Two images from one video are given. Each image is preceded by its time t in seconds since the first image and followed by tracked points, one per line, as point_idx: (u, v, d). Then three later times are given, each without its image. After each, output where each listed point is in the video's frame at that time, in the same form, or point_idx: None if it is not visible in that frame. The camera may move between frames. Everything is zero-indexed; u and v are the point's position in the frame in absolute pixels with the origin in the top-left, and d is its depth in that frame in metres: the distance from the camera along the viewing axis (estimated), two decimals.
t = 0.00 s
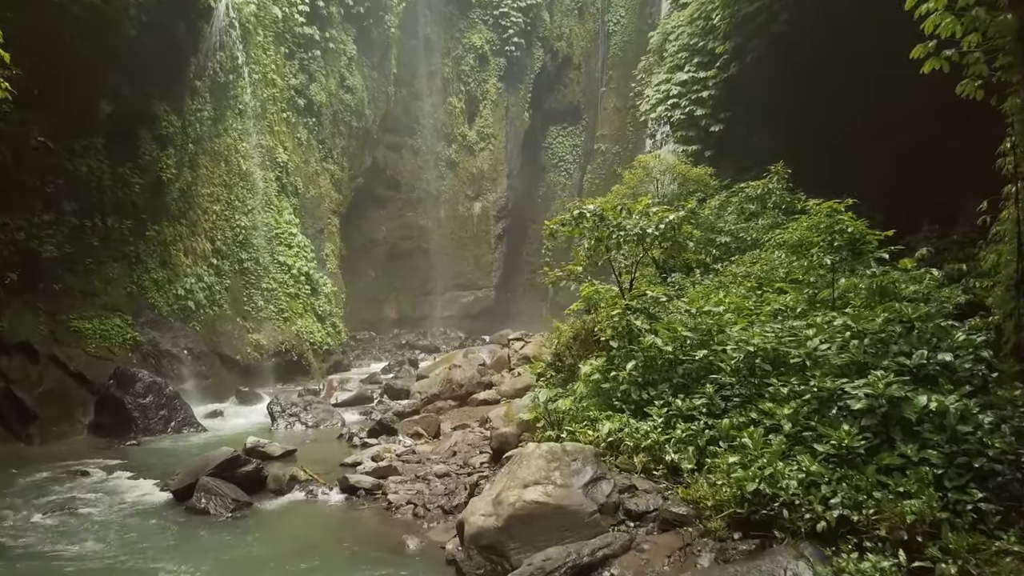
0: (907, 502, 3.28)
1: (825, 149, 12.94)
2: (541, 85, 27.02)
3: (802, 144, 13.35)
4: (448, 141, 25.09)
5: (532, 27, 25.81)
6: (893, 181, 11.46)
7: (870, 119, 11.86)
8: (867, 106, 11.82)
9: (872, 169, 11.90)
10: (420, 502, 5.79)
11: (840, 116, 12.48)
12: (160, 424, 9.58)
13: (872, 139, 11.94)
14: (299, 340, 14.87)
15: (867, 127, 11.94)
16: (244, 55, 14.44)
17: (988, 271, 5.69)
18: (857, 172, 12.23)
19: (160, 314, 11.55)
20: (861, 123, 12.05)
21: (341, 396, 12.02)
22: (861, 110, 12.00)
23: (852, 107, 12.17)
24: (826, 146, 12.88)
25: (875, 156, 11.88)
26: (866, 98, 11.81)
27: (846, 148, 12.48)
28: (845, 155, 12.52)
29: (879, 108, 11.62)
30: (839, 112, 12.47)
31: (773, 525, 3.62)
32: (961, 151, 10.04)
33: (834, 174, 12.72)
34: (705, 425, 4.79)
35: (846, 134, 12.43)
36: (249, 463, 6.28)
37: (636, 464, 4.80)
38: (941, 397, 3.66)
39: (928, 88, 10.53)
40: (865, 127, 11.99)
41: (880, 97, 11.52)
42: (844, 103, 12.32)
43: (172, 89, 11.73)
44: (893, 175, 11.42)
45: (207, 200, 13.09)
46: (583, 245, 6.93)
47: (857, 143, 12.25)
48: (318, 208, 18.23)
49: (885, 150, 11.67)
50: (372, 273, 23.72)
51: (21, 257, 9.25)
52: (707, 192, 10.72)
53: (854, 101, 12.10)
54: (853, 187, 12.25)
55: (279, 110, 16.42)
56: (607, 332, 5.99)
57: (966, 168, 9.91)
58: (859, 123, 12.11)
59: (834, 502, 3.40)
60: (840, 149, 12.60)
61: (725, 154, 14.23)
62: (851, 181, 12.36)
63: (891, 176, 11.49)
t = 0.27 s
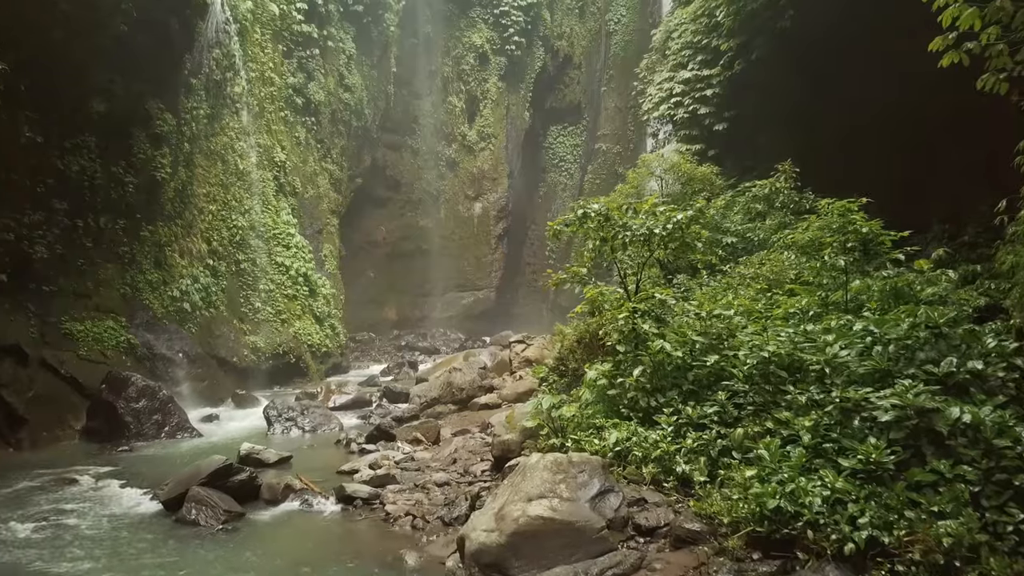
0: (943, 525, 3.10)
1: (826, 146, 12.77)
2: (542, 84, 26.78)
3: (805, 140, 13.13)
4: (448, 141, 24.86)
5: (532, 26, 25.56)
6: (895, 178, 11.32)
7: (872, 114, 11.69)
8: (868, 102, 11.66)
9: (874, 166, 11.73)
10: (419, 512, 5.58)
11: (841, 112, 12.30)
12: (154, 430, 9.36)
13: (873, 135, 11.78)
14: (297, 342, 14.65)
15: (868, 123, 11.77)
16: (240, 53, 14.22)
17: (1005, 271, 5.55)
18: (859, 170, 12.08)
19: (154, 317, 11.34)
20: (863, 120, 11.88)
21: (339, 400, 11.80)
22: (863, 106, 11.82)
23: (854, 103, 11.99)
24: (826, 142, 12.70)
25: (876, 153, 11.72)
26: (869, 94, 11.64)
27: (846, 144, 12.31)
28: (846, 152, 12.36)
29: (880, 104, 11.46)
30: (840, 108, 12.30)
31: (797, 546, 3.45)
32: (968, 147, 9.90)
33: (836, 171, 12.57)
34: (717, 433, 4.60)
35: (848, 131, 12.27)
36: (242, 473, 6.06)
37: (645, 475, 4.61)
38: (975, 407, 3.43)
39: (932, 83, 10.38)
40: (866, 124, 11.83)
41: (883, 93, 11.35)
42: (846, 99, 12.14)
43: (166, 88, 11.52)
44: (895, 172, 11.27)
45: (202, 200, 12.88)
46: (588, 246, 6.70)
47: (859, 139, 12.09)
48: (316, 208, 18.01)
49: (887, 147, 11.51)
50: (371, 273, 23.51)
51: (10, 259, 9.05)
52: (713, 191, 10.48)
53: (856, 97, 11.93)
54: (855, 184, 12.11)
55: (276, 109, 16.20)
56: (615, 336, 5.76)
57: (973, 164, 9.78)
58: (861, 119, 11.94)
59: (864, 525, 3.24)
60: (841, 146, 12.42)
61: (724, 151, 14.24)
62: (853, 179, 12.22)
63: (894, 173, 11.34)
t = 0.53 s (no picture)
0: (988, 550, 2.88)
1: (826, 146, 12.69)
2: (542, 84, 26.53)
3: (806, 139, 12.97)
4: (448, 140, 24.61)
5: (532, 25, 25.30)
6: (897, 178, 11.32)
7: (873, 115, 11.65)
8: (870, 102, 11.60)
9: (875, 167, 11.70)
10: (417, 525, 5.33)
11: (841, 112, 12.23)
12: (145, 435, 9.10)
13: (874, 135, 11.76)
14: (294, 344, 14.40)
15: (869, 124, 11.74)
16: (236, 50, 13.97)
17: None
18: (860, 170, 12.06)
19: (147, 319, 11.10)
20: (864, 120, 11.84)
21: (336, 403, 11.55)
22: (864, 106, 11.77)
23: (855, 103, 11.93)
24: (826, 143, 12.63)
25: (878, 153, 11.69)
26: (870, 94, 11.58)
27: (847, 144, 12.26)
28: (847, 152, 12.31)
29: (883, 104, 11.39)
30: (841, 108, 12.23)
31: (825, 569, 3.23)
32: (973, 148, 9.92)
33: (837, 171, 12.47)
34: (731, 443, 4.37)
35: (848, 131, 12.22)
36: (232, 483, 5.80)
37: (656, 488, 4.37)
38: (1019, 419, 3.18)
39: (936, 84, 10.36)
40: (867, 124, 11.80)
41: (885, 93, 11.30)
42: (846, 100, 12.06)
43: (159, 84, 11.28)
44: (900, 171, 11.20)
45: (197, 199, 12.63)
46: (594, 246, 6.45)
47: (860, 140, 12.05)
48: (314, 208, 17.76)
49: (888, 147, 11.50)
50: (371, 274, 23.27)
51: None
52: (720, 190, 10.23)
53: (856, 97, 11.87)
54: (856, 184, 12.09)
55: (273, 107, 15.95)
56: (623, 338, 5.50)
57: (978, 165, 9.79)
58: (861, 120, 11.90)
59: (900, 549, 3.02)
60: (842, 146, 12.37)
61: (727, 150, 13.82)
62: (853, 179, 12.20)
63: (896, 173, 11.33)
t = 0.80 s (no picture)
0: None
1: (833, 143, 12.50)
2: (543, 83, 26.31)
3: (813, 136, 12.75)
4: (448, 139, 24.40)
5: (533, 23, 25.12)
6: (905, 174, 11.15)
7: (879, 112, 11.47)
8: (876, 99, 11.42)
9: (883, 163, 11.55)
10: (415, 533, 5.12)
11: (847, 109, 12.03)
12: (137, 438, 8.88)
13: (881, 132, 11.57)
14: (291, 345, 14.18)
15: (875, 120, 11.55)
16: (232, 47, 13.76)
17: None
18: (866, 167, 11.91)
19: (141, 319, 10.90)
20: (870, 117, 11.66)
21: (333, 405, 11.33)
22: (870, 102, 11.59)
23: (861, 100, 11.74)
24: (832, 139, 12.44)
25: (885, 149, 11.53)
26: (876, 90, 11.38)
27: (853, 141, 12.09)
28: (853, 148, 12.15)
29: (889, 100, 11.22)
30: (847, 105, 12.03)
31: None
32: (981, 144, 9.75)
33: (845, 168, 12.29)
34: (744, 450, 4.15)
35: (854, 127, 12.05)
36: (222, 489, 5.59)
37: (665, 497, 4.16)
38: None
39: (944, 79, 10.17)
40: (873, 121, 11.62)
41: (891, 89, 11.12)
42: (852, 96, 11.87)
43: (152, 80, 11.08)
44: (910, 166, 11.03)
45: (192, 197, 12.41)
46: (598, 244, 6.24)
47: (866, 136, 11.88)
48: (312, 207, 17.53)
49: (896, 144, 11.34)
50: (371, 274, 23.06)
51: None
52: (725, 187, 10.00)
53: (862, 94, 11.68)
54: (863, 181, 11.93)
55: (270, 104, 15.73)
56: (630, 339, 5.29)
57: (986, 161, 9.61)
58: (867, 116, 11.72)
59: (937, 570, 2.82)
60: (848, 143, 12.20)
61: (732, 147, 13.65)
62: (860, 176, 12.04)
63: (903, 170, 11.18)
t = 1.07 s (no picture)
0: None
1: (834, 143, 12.25)
2: (543, 81, 26.11)
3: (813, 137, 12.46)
4: (447, 137, 24.20)
5: (533, 21, 24.93)
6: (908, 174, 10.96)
7: (881, 111, 11.29)
8: (878, 98, 11.24)
9: (887, 162, 11.34)
10: (412, 541, 4.91)
11: (849, 108, 11.85)
12: (129, 440, 8.65)
13: (883, 131, 11.39)
14: (289, 345, 13.97)
15: (877, 119, 11.36)
16: (228, 43, 13.56)
17: None
18: (868, 166, 11.73)
19: (135, 318, 10.70)
20: (873, 116, 11.45)
21: (331, 406, 11.13)
22: (872, 102, 11.41)
23: (863, 98, 11.54)
24: (831, 140, 12.22)
25: (890, 148, 11.31)
26: (879, 89, 11.21)
27: (856, 140, 11.88)
28: (856, 148, 11.93)
29: (893, 98, 11.03)
30: (848, 104, 11.84)
31: None
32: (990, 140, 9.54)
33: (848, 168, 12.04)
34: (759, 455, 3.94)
35: (855, 127, 11.87)
36: (211, 496, 5.35)
37: (676, 505, 3.95)
38: None
39: (950, 78, 10.02)
40: (874, 120, 11.44)
41: (895, 87, 10.93)
42: (854, 96, 11.68)
43: (146, 75, 10.89)
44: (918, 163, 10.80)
45: (188, 195, 12.19)
46: (602, 240, 6.03)
47: (868, 136, 11.69)
48: (311, 205, 17.31)
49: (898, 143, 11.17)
50: (370, 273, 22.83)
51: None
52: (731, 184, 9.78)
53: (864, 93, 11.50)
54: (867, 180, 11.67)
55: (268, 101, 15.52)
56: (638, 338, 5.08)
57: (996, 155, 9.38)
58: (869, 116, 11.54)
59: None
60: (850, 143, 11.97)
61: (738, 145, 12.81)
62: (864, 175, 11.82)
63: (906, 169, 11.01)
